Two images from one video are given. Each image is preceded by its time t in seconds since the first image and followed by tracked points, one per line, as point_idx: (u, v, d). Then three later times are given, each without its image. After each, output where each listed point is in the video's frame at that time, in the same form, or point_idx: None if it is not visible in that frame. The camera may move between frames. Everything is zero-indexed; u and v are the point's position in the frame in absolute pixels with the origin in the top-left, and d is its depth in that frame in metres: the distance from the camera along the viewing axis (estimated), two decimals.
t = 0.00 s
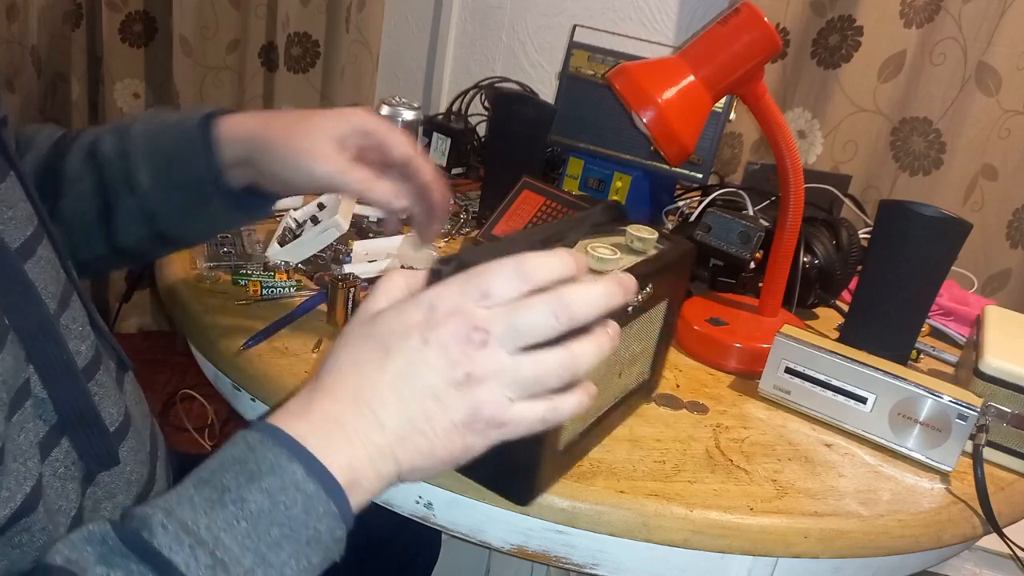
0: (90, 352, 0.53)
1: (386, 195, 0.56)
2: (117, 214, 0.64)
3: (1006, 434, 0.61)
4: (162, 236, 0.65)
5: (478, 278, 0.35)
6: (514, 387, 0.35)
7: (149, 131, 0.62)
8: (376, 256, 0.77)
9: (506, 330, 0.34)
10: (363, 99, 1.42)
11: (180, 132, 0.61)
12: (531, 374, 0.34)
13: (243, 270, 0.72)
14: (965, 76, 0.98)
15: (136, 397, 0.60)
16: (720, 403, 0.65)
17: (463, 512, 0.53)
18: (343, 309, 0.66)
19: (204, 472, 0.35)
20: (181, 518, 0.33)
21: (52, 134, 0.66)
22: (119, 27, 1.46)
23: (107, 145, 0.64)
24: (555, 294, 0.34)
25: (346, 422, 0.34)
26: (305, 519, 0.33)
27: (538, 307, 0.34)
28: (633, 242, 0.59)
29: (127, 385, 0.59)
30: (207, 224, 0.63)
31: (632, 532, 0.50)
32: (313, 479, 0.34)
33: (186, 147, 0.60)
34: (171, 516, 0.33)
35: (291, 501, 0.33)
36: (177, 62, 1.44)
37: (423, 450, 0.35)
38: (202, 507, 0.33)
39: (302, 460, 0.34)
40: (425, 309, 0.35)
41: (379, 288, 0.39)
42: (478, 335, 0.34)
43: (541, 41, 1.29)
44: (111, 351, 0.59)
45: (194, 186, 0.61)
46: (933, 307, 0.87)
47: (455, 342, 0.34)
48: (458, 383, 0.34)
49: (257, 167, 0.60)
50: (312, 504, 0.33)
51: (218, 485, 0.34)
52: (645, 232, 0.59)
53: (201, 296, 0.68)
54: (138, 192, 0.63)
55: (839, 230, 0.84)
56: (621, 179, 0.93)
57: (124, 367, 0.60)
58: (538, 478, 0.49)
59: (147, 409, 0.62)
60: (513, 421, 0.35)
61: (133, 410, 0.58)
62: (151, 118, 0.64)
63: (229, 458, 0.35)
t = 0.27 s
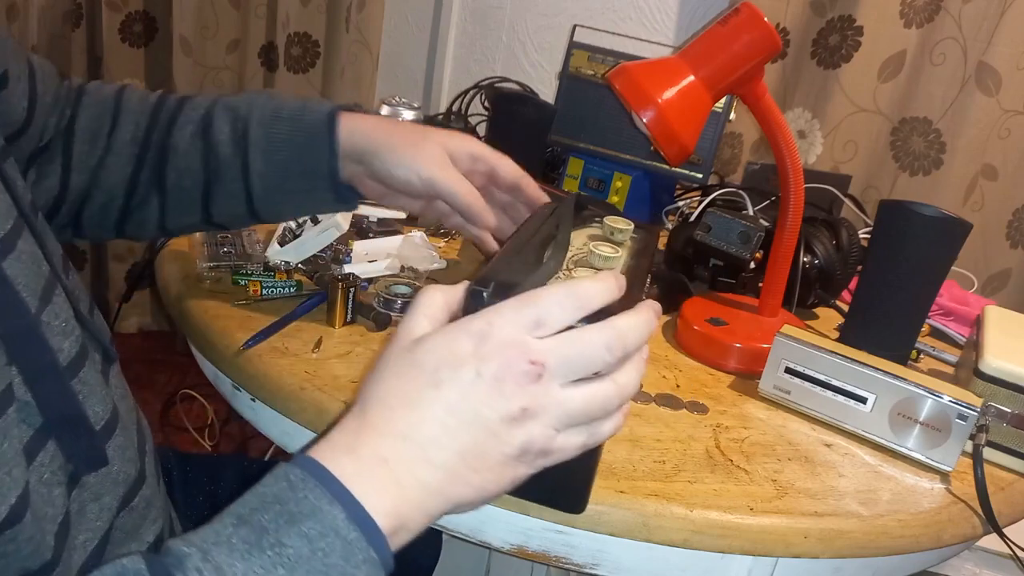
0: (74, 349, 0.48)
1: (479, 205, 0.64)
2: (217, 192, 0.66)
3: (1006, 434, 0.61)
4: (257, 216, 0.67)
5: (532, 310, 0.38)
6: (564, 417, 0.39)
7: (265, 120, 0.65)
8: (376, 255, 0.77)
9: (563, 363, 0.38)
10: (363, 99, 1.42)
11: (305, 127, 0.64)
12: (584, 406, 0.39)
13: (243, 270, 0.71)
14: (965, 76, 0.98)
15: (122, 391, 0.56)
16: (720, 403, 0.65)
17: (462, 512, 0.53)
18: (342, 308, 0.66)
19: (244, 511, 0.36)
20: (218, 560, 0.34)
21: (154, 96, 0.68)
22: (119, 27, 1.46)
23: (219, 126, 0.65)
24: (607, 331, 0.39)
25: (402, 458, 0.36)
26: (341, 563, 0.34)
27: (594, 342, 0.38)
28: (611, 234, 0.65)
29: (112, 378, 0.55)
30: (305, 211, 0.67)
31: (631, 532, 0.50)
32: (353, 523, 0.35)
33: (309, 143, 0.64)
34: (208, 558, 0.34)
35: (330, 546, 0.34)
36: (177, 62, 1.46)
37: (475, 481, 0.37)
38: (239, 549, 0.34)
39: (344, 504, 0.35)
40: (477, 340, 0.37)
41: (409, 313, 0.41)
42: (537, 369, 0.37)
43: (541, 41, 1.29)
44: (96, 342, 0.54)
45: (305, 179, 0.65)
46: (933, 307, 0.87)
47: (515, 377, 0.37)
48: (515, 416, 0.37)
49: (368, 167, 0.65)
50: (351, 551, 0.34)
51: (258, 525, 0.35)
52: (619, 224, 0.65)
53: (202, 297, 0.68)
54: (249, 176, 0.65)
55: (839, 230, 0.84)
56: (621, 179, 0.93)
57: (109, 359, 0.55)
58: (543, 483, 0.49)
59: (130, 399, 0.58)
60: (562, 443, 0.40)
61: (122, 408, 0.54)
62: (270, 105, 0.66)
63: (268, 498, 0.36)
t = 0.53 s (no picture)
0: (66, 358, 0.47)
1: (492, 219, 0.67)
2: (238, 198, 0.67)
3: (1006, 434, 0.61)
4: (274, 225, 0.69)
5: (548, 313, 0.40)
6: (578, 421, 0.40)
7: (291, 132, 0.67)
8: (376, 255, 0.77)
9: (576, 366, 0.40)
10: (363, 100, 1.43)
11: (332, 144, 0.66)
12: (597, 406, 0.41)
13: (243, 270, 0.72)
14: (965, 76, 0.98)
15: (116, 397, 0.56)
16: (720, 403, 0.65)
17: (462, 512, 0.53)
18: (343, 308, 0.66)
19: (259, 524, 0.37)
20: None
21: (171, 92, 0.68)
22: (119, 27, 1.46)
23: (244, 134, 0.67)
24: (617, 332, 0.41)
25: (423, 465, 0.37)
26: None
27: (607, 344, 0.41)
28: (608, 233, 0.65)
29: (106, 383, 0.55)
30: (323, 224, 0.69)
31: (632, 531, 0.50)
32: (368, 538, 0.36)
33: (335, 160, 0.66)
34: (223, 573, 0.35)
35: (343, 561, 0.35)
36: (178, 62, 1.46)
37: (493, 487, 0.39)
38: (255, 564, 0.35)
39: (359, 518, 0.36)
40: (492, 346, 0.39)
41: (421, 320, 0.43)
42: (552, 372, 0.39)
43: (541, 41, 1.28)
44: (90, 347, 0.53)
45: (328, 195, 0.67)
46: (933, 307, 0.87)
47: (531, 381, 0.39)
48: (532, 422, 0.39)
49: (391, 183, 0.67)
50: (366, 565, 0.35)
51: (273, 540, 0.36)
52: (618, 224, 0.65)
53: (202, 297, 0.68)
54: (270, 185, 0.67)
55: (838, 230, 0.84)
56: (621, 179, 0.93)
57: (103, 365, 0.55)
58: (547, 485, 0.49)
59: (125, 403, 0.58)
60: (577, 442, 0.42)
61: (115, 413, 0.53)
62: (295, 115, 0.67)
63: (283, 511, 0.37)
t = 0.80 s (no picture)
0: (65, 359, 0.47)
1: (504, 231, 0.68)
2: (257, 199, 0.69)
3: (1006, 434, 0.61)
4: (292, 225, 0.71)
5: (550, 313, 0.40)
6: (582, 422, 0.40)
7: (315, 138, 0.67)
8: (376, 255, 0.77)
9: (579, 367, 0.40)
10: (363, 100, 1.43)
11: (356, 153, 0.67)
12: (601, 406, 0.41)
13: (243, 270, 0.72)
14: (966, 76, 0.98)
15: (116, 397, 0.56)
16: (720, 403, 0.65)
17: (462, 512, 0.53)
18: (343, 308, 0.66)
19: (261, 528, 0.37)
20: None
21: (194, 84, 0.68)
22: (119, 27, 1.46)
23: (268, 137, 0.67)
24: (620, 332, 0.41)
25: (428, 468, 0.37)
26: None
27: (610, 345, 0.41)
28: (608, 233, 0.65)
29: (106, 383, 0.55)
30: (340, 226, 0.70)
31: (631, 531, 0.50)
32: (372, 543, 0.36)
33: (357, 169, 0.67)
34: None
35: (347, 567, 0.35)
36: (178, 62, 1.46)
37: (498, 489, 0.39)
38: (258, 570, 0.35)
39: (362, 523, 0.36)
40: (496, 348, 0.39)
41: (426, 323, 0.43)
42: (556, 373, 0.39)
43: (541, 41, 1.28)
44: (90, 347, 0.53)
45: (347, 202, 0.68)
46: (933, 307, 0.87)
47: (535, 382, 0.39)
48: (536, 424, 0.39)
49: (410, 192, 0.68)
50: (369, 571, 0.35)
51: (276, 546, 0.36)
52: (618, 224, 0.65)
53: (202, 296, 0.68)
54: (291, 189, 0.68)
55: (839, 230, 0.84)
56: (621, 179, 0.93)
57: (103, 365, 0.55)
58: (548, 485, 0.49)
59: (125, 400, 0.58)
60: (581, 443, 0.42)
61: (115, 414, 0.53)
62: (320, 121, 0.68)
63: (286, 516, 0.37)
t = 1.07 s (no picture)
0: (65, 359, 0.47)
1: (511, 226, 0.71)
2: (265, 201, 0.69)
3: (1006, 434, 0.61)
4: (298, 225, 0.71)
5: (552, 313, 0.40)
6: (584, 422, 0.40)
7: (325, 144, 0.67)
8: (376, 255, 0.77)
9: (581, 366, 0.40)
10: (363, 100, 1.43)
11: (365, 160, 0.67)
12: (602, 406, 0.41)
13: (243, 270, 0.71)
14: (965, 76, 0.98)
15: (117, 398, 0.56)
16: (720, 403, 0.65)
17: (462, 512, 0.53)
18: (342, 308, 0.66)
19: (262, 530, 0.37)
20: None
21: (203, 83, 0.68)
22: (119, 27, 1.46)
23: (277, 141, 0.68)
24: (621, 332, 0.41)
25: (430, 469, 0.37)
26: None
27: (611, 344, 0.41)
28: (607, 233, 0.65)
29: (106, 383, 0.55)
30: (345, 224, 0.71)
31: (632, 531, 0.50)
32: (372, 545, 0.36)
33: (366, 177, 0.67)
34: None
35: (347, 569, 0.35)
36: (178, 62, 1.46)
37: (500, 490, 0.39)
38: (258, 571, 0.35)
39: (363, 526, 0.36)
40: (497, 348, 0.39)
41: (427, 325, 0.43)
42: (558, 373, 0.39)
43: (541, 41, 1.28)
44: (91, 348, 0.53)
45: (354, 208, 0.69)
46: (933, 307, 0.87)
47: (537, 382, 0.39)
48: (538, 424, 0.39)
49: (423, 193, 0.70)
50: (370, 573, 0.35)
51: (276, 548, 0.36)
52: (617, 224, 0.65)
53: (202, 296, 0.68)
54: (298, 194, 0.68)
55: (838, 230, 0.84)
56: (621, 180, 0.93)
57: (103, 365, 0.55)
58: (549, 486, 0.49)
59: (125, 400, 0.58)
60: (582, 443, 0.42)
61: (115, 415, 0.53)
62: (329, 126, 0.68)
63: (286, 518, 0.37)
